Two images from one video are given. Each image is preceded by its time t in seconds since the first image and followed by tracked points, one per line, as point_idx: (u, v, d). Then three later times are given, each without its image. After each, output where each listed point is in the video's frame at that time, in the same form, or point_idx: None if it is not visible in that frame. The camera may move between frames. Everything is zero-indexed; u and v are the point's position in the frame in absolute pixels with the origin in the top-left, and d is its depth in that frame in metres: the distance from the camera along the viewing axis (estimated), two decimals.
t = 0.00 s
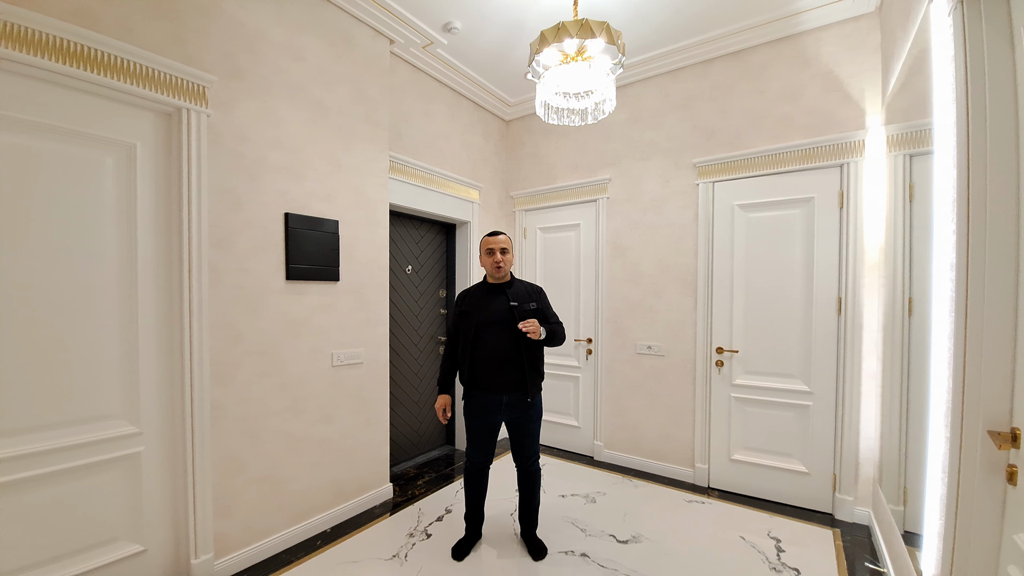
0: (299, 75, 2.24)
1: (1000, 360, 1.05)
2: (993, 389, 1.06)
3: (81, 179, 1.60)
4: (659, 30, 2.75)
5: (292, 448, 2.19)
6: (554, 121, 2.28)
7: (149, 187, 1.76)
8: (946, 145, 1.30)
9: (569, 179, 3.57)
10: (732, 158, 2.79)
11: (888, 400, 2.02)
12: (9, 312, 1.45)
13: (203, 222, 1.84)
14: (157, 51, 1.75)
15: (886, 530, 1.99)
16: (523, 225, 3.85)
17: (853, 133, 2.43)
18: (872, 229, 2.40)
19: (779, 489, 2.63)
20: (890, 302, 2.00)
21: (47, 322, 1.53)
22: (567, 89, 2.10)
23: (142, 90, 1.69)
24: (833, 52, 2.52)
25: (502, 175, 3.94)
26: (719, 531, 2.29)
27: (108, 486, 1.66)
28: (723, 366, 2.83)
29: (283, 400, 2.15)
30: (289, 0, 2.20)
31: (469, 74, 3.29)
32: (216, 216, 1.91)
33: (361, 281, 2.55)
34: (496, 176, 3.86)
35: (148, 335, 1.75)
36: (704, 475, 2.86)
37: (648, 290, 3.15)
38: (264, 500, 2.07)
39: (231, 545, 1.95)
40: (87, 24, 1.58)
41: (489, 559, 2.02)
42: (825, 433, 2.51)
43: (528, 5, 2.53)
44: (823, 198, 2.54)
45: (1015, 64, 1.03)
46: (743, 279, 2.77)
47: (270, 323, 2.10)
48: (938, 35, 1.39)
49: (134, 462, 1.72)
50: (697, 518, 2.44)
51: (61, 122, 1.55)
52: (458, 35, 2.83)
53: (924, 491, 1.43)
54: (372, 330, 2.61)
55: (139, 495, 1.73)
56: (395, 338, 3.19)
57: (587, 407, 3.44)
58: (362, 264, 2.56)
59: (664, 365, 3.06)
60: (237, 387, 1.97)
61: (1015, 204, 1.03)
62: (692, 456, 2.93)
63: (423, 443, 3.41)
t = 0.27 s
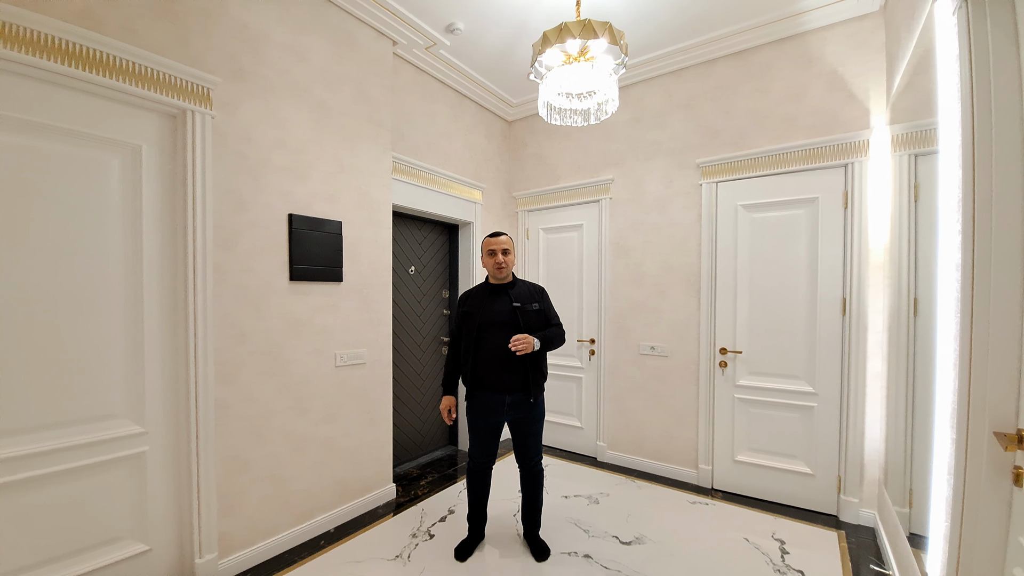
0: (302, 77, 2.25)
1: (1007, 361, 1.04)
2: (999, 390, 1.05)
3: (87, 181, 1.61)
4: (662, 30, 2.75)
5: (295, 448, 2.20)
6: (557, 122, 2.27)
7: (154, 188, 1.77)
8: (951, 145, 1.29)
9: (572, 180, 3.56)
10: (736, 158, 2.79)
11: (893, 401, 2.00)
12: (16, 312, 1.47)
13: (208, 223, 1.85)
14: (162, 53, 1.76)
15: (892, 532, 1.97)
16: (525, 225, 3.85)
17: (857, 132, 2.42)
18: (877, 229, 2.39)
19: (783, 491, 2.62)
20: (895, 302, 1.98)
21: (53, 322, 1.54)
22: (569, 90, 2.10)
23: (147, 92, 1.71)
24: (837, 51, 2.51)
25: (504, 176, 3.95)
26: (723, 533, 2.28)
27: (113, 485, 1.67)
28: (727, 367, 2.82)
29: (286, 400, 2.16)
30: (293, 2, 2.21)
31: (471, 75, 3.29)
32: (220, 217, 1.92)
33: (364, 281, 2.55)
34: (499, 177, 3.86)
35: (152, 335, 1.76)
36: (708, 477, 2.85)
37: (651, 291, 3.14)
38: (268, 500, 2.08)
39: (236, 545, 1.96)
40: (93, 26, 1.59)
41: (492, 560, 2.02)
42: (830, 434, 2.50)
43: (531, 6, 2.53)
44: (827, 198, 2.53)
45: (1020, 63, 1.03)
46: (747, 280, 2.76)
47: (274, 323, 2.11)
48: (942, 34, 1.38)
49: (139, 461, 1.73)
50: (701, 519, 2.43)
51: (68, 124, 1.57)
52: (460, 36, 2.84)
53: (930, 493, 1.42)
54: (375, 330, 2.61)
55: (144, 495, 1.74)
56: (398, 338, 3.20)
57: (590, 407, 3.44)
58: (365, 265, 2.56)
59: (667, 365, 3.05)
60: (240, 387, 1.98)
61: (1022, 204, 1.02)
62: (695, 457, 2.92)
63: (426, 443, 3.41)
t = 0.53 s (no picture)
0: (306, 78, 2.26)
1: (1011, 363, 1.04)
2: (1003, 392, 1.05)
3: (92, 183, 1.62)
4: (664, 31, 2.75)
5: (298, 448, 2.21)
6: (559, 123, 2.26)
7: (158, 190, 1.78)
8: (955, 146, 1.29)
9: (574, 180, 3.57)
10: (738, 159, 2.78)
11: (897, 402, 2.00)
12: (22, 313, 1.48)
13: (212, 224, 1.86)
14: (167, 56, 1.77)
15: (895, 534, 1.96)
16: (528, 226, 3.86)
17: (861, 132, 2.41)
18: (881, 229, 2.38)
19: (786, 491, 2.61)
20: (899, 303, 1.98)
21: (59, 323, 1.55)
22: (570, 92, 2.10)
23: (151, 94, 1.71)
24: (840, 51, 2.50)
25: (507, 176, 3.95)
26: (726, 534, 2.28)
27: (118, 485, 1.68)
28: (729, 368, 2.81)
29: (289, 400, 2.17)
30: (296, 5, 2.22)
31: (473, 76, 3.30)
32: (224, 219, 1.93)
33: (367, 282, 2.56)
34: (501, 177, 3.87)
35: (157, 336, 1.77)
36: (711, 477, 2.84)
37: (653, 291, 3.14)
38: (271, 500, 2.09)
39: (239, 544, 1.97)
40: (98, 29, 1.60)
41: (494, 560, 2.02)
42: (833, 435, 2.49)
43: (533, 7, 2.53)
44: (830, 199, 2.52)
45: None
46: (749, 281, 2.75)
47: (277, 323, 2.12)
48: (945, 35, 1.38)
49: (144, 461, 1.74)
50: (703, 520, 2.43)
51: (74, 127, 1.58)
52: (463, 37, 2.85)
53: (934, 495, 1.42)
54: (378, 331, 2.62)
55: (149, 495, 1.75)
56: (400, 339, 3.20)
57: (592, 408, 3.44)
58: (368, 266, 2.57)
59: (669, 366, 3.05)
60: (244, 388, 1.99)
61: None
62: (698, 458, 2.92)
63: (428, 444, 3.42)
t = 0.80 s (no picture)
0: (308, 79, 2.26)
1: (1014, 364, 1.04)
2: (1006, 393, 1.05)
3: (95, 183, 1.63)
4: (666, 31, 2.75)
5: (300, 448, 2.21)
6: (561, 123, 2.29)
7: (161, 190, 1.79)
8: (958, 145, 1.28)
9: (576, 181, 3.56)
10: (740, 159, 2.78)
11: (899, 402, 1.99)
12: (26, 313, 1.49)
13: (214, 225, 1.87)
14: (170, 57, 1.78)
15: (898, 535, 1.96)
16: (529, 226, 3.86)
17: (863, 132, 2.40)
18: (884, 229, 2.37)
19: (788, 492, 2.61)
20: (902, 303, 1.97)
21: (63, 323, 1.56)
22: (572, 92, 2.09)
23: (153, 94, 1.72)
24: (843, 51, 2.50)
25: (508, 177, 3.95)
26: (727, 534, 2.28)
27: (120, 485, 1.69)
28: (731, 368, 2.81)
29: (291, 400, 2.17)
30: (298, 5, 2.22)
31: (475, 77, 3.30)
32: (227, 219, 1.93)
33: (369, 282, 2.56)
34: (503, 177, 3.87)
35: (160, 336, 1.78)
36: (712, 478, 2.84)
37: (655, 292, 3.13)
38: (273, 500, 2.09)
39: (242, 544, 1.97)
40: (101, 31, 1.61)
41: (495, 560, 2.03)
42: (836, 435, 2.48)
43: (535, 7, 2.53)
44: (833, 199, 2.51)
45: None
46: (751, 281, 2.75)
47: (280, 324, 2.12)
48: (948, 35, 1.37)
49: (147, 461, 1.75)
50: (705, 521, 2.42)
51: (77, 128, 1.59)
52: (464, 38, 2.85)
53: (937, 496, 1.41)
54: (379, 331, 2.62)
55: (151, 494, 1.76)
56: (402, 339, 3.21)
57: (594, 408, 3.43)
58: (370, 266, 2.57)
59: (671, 366, 3.05)
60: (246, 388, 2.00)
61: None
62: (700, 458, 2.91)
63: (430, 444, 3.42)
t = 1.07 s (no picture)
0: (310, 80, 2.27)
1: (1017, 364, 1.03)
2: (1010, 393, 1.04)
3: (98, 184, 1.64)
4: (668, 31, 2.74)
5: (302, 448, 2.21)
6: (564, 123, 2.28)
7: (163, 190, 1.79)
8: (960, 144, 1.28)
9: (577, 181, 3.56)
10: (742, 159, 2.77)
11: (902, 402, 1.98)
12: (29, 313, 1.49)
13: (216, 225, 1.87)
14: (172, 58, 1.78)
15: (902, 536, 1.95)
16: (531, 226, 3.85)
17: (866, 132, 2.40)
18: (886, 229, 2.36)
19: (790, 493, 2.60)
20: (905, 303, 1.96)
21: (65, 323, 1.56)
22: (573, 92, 2.07)
23: (155, 95, 1.73)
24: (845, 50, 2.49)
25: (510, 177, 3.95)
26: (729, 535, 2.27)
27: (122, 484, 1.69)
28: (733, 369, 2.80)
29: (293, 400, 2.17)
30: (300, 6, 2.23)
31: (477, 77, 3.30)
32: (228, 220, 1.93)
33: (370, 282, 2.56)
34: (505, 178, 3.87)
35: (162, 336, 1.78)
36: (714, 479, 2.83)
37: (656, 292, 3.13)
38: (275, 500, 2.10)
39: (243, 543, 1.97)
40: (103, 32, 1.61)
41: (497, 561, 2.02)
42: (838, 436, 2.47)
43: (536, 8, 2.53)
44: (835, 199, 2.51)
45: None
46: (753, 281, 2.74)
47: (281, 324, 2.13)
48: (951, 34, 1.37)
49: (148, 461, 1.76)
50: (707, 521, 2.41)
51: (80, 128, 1.59)
52: (466, 38, 2.85)
53: (940, 496, 1.40)
54: (381, 331, 2.62)
55: (153, 494, 1.76)
56: (404, 339, 3.21)
57: (596, 408, 3.43)
58: (371, 266, 2.57)
59: (672, 367, 3.04)
60: (248, 388, 2.00)
61: None
62: (701, 459, 2.90)
63: (431, 444, 3.42)
